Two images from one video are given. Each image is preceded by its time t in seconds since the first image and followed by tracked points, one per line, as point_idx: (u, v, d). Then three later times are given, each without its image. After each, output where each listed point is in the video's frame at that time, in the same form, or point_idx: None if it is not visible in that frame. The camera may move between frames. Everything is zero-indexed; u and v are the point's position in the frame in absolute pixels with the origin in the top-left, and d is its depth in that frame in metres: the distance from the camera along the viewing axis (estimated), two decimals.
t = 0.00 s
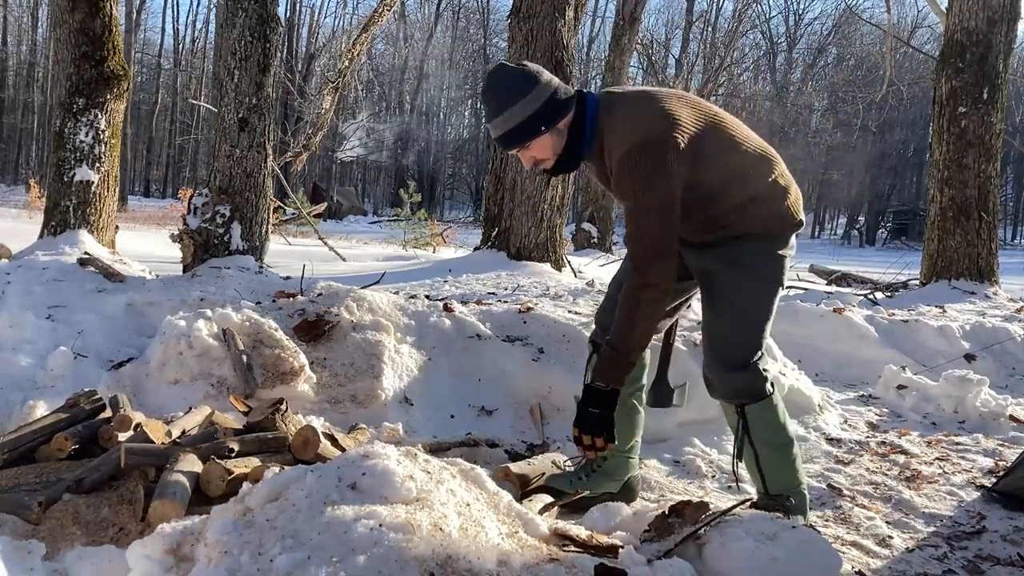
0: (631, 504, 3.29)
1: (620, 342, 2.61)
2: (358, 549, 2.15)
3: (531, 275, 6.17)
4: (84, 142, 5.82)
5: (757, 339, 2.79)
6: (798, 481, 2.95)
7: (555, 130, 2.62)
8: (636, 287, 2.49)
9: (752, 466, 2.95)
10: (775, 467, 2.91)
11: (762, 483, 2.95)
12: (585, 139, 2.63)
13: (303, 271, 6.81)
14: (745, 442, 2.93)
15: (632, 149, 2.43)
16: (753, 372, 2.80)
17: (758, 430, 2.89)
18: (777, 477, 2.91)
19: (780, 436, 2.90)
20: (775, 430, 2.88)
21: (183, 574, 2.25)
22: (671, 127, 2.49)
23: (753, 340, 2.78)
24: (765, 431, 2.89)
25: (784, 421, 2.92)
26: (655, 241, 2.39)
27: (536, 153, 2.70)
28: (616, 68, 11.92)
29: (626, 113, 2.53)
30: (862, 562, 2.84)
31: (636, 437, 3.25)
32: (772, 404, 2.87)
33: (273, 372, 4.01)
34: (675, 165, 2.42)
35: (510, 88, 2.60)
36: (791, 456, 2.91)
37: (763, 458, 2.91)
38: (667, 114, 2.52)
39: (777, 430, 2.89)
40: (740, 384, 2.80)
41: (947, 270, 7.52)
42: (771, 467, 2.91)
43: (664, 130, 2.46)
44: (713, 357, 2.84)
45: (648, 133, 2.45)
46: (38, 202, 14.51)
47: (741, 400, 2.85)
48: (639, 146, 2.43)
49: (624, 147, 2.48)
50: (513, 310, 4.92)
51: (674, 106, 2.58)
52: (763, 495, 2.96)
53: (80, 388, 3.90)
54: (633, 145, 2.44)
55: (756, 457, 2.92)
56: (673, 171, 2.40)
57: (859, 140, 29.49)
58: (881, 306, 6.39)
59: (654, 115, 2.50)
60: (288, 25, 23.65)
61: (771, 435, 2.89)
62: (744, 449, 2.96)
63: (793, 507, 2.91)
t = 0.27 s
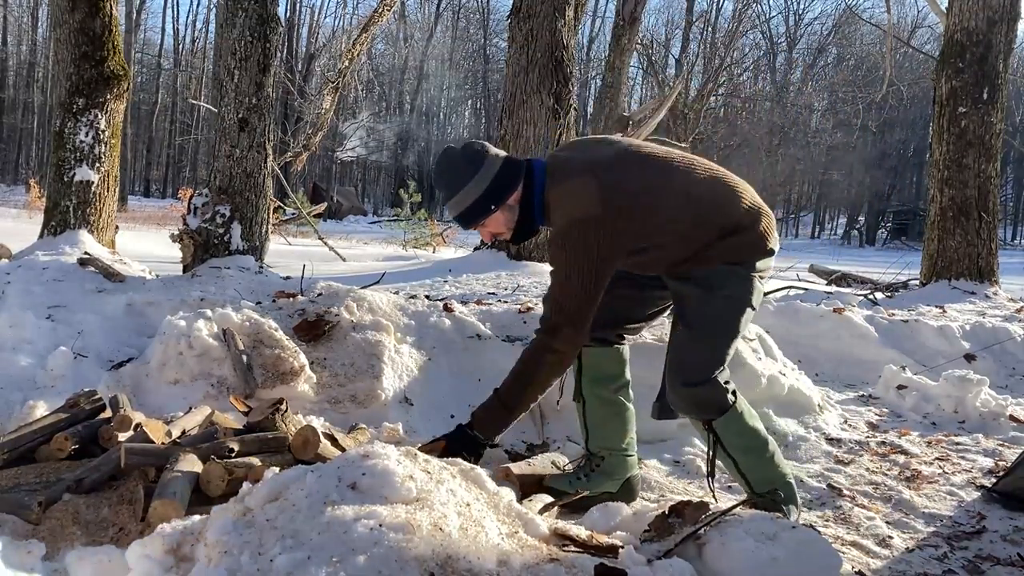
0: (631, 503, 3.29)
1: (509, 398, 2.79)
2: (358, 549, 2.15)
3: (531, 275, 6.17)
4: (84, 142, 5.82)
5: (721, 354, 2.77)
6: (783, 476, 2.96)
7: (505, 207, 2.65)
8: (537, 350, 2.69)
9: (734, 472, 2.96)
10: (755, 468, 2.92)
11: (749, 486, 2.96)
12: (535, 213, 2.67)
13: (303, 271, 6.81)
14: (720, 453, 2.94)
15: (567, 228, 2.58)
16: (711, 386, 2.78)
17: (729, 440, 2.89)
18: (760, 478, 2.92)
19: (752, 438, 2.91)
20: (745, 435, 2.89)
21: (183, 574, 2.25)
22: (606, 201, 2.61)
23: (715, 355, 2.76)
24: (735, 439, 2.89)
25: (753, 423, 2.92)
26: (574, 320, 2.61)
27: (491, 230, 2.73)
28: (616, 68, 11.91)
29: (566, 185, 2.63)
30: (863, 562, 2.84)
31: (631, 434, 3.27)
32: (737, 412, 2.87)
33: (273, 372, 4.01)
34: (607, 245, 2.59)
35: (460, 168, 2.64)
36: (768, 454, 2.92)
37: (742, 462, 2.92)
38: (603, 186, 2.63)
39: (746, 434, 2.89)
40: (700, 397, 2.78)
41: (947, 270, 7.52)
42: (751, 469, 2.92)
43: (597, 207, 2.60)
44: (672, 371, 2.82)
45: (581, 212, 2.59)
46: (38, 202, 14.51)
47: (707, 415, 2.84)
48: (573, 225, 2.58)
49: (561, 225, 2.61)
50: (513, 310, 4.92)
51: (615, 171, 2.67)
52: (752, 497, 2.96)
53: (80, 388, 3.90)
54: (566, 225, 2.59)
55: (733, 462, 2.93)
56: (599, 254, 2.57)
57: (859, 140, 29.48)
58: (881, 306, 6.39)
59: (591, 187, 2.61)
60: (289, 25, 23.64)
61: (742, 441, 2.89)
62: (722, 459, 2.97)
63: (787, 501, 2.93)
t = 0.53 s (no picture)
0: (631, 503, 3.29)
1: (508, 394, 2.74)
2: (358, 549, 2.15)
3: (531, 275, 6.17)
4: (84, 142, 5.82)
5: (710, 362, 2.80)
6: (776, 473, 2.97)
7: (511, 201, 2.66)
8: (531, 345, 2.65)
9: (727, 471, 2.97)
10: (748, 466, 2.93)
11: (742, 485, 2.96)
12: (541, 209, 2.68)
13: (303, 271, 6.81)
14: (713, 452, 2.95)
15: (568, 226, 2.54)
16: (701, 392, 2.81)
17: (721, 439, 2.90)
18: (753, 476, 2.93)
19: (745, 437, 2.91)
20: (737, 435, 2.90)
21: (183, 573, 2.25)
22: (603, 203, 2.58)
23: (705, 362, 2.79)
24: (728, 438, 2.90)
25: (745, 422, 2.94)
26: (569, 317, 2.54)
27: (495, 223, 2.74)
28: (616, 68, 11.91)
29: (570, 185, 2.60)
30: (862, 562, 2.84)
31: (630, 436, 3.27)
32: (730, 412, 2.88)
33: (273, 372, 4.01)
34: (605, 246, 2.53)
35: (462, 164, 2.63)
36: (761, 452, 2.93)
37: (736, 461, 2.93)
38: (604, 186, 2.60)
39: (739, 434, 2.90)
40: (687, 401, 2.82)
41: (947, 270, 7.52)
42: (745, 468, 2.93)
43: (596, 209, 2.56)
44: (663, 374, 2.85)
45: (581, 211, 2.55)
46: (38, 202, 14.51)
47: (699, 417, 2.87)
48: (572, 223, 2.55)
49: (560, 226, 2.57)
50: (513, 310, 4.93)
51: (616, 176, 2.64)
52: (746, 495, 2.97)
53: (80, 388, 3.90)
54: (566, 223, 2.55)
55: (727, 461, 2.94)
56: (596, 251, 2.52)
57: (859, 140, 29.48)
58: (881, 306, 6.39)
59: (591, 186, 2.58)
60: (289, 25, 23.63)
61: (735, 441, 2.90)
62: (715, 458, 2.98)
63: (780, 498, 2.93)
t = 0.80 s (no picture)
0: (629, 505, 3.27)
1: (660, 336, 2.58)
2: (358, 549, 2.15)
3: (531, 275, 6.17)
4: (84, 142, 5.82)
5: (751, 344, 2.80)
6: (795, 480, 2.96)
7: (563, 125, 2.67)
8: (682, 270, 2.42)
9: (750, 466, 2.96)
10: (772, 466, 2.92)
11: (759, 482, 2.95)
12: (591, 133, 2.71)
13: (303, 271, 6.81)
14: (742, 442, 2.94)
15: (638, 146, 2.46)
16: (746, 376, 2.82)
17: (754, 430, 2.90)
18: (774, 476, 2.92)
19: (776, 436, 2.91)
20: (771, 431, 2.90)
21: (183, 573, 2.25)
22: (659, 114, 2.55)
23: (745, 345, 2.79)
24: (760, 431, 2.90)
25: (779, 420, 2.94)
26: (674, 212, 2.36)
27: (546, 151, 2.74)
28: (616, 68, 11.90)
29: (615, 112, 2.61)
30: (862, 562, 2.84)
31: (635, 439, 3.23)
32: (769, 406, 2.89)
33: (273, 372, 4.01)
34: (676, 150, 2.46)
35: (514, 88, 2.63)
36: (788, 455, 2.93)
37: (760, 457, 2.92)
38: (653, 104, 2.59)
39: (773, 430, 2.90)
40: (734, 388, 2.83)
41: (947, 270, 7.52)
42: (768, 468, 2.92)
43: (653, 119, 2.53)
44: (707, 361, 2.87)
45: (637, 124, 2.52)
46: (38, 202, 14.51)
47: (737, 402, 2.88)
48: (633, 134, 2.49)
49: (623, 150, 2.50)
50: (513, 310, 4.93)
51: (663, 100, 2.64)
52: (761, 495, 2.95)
53: (80, 388, 3.90)
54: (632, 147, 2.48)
55: (752, 457, 2.94)
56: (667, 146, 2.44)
57: (859, 140, 29.47)
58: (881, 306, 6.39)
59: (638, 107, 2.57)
60: (288, 24, 23.62)
61: (766, 436, 2.90)
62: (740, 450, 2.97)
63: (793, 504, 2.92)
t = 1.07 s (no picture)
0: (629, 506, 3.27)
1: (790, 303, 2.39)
2: (358, 549, 2.15)
3: (531, 275, 6.17)
4: (84, 142, 5.82)
5: (767, 340, 2.85)
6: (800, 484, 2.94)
7: (581, 115, 2.76)
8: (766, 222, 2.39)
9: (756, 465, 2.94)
10: (777, 466, 2.90)
11: (764, 482, 2.93)
12: (609, 123, 2.77)
13: (303, 271, 6.81)
14: (750, 440, 2.93)
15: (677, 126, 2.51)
16: (761, 373, 2.87)
17: (763, 429, 2.90)
18: (779, 477, 2.90)
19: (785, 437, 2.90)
20: (781, 431, 2.90)
21: (183, 573, 2.25)
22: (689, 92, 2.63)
23: (760, 341, 2.84)
24: (769, 430, 2.89)
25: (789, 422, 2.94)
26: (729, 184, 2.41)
27: (560, 138, 2.83)
28: (616, 68, 11.89)
29: (648, 98, 2.67)
30: (863, 562, 2.84)
31: (636, 440, 3.24)
32: (780, 405, 2.91)
33: (273, 372, 4.01)
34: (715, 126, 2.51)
35: (535, 72, 2.73)
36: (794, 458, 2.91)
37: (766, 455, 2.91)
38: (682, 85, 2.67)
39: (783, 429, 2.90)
40: (750, 385, 2.89)
41: (947, 270, 7.52)
42: (774, 469, 2.90)
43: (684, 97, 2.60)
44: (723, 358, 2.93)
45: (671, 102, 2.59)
46: (38, 202, 14.51)
47: (750, 399, 2.91)
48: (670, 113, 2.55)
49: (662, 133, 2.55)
50: (513, 310, 4.93)
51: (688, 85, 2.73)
52: (764, 496, 2.93)
53: (79, 388, 3.89)
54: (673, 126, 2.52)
55: (760, 456, 2.92)
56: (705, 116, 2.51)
57: (859, 140, 29.47)
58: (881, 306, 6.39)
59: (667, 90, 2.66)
60: (288, 24, 23.60)
61: (774, 435, 2.89)
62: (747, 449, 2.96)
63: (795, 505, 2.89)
